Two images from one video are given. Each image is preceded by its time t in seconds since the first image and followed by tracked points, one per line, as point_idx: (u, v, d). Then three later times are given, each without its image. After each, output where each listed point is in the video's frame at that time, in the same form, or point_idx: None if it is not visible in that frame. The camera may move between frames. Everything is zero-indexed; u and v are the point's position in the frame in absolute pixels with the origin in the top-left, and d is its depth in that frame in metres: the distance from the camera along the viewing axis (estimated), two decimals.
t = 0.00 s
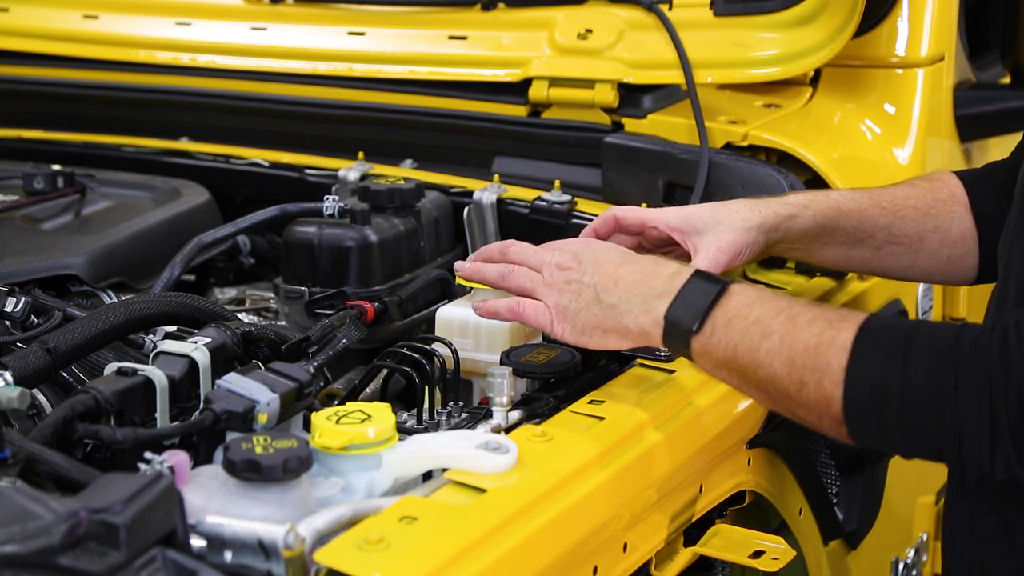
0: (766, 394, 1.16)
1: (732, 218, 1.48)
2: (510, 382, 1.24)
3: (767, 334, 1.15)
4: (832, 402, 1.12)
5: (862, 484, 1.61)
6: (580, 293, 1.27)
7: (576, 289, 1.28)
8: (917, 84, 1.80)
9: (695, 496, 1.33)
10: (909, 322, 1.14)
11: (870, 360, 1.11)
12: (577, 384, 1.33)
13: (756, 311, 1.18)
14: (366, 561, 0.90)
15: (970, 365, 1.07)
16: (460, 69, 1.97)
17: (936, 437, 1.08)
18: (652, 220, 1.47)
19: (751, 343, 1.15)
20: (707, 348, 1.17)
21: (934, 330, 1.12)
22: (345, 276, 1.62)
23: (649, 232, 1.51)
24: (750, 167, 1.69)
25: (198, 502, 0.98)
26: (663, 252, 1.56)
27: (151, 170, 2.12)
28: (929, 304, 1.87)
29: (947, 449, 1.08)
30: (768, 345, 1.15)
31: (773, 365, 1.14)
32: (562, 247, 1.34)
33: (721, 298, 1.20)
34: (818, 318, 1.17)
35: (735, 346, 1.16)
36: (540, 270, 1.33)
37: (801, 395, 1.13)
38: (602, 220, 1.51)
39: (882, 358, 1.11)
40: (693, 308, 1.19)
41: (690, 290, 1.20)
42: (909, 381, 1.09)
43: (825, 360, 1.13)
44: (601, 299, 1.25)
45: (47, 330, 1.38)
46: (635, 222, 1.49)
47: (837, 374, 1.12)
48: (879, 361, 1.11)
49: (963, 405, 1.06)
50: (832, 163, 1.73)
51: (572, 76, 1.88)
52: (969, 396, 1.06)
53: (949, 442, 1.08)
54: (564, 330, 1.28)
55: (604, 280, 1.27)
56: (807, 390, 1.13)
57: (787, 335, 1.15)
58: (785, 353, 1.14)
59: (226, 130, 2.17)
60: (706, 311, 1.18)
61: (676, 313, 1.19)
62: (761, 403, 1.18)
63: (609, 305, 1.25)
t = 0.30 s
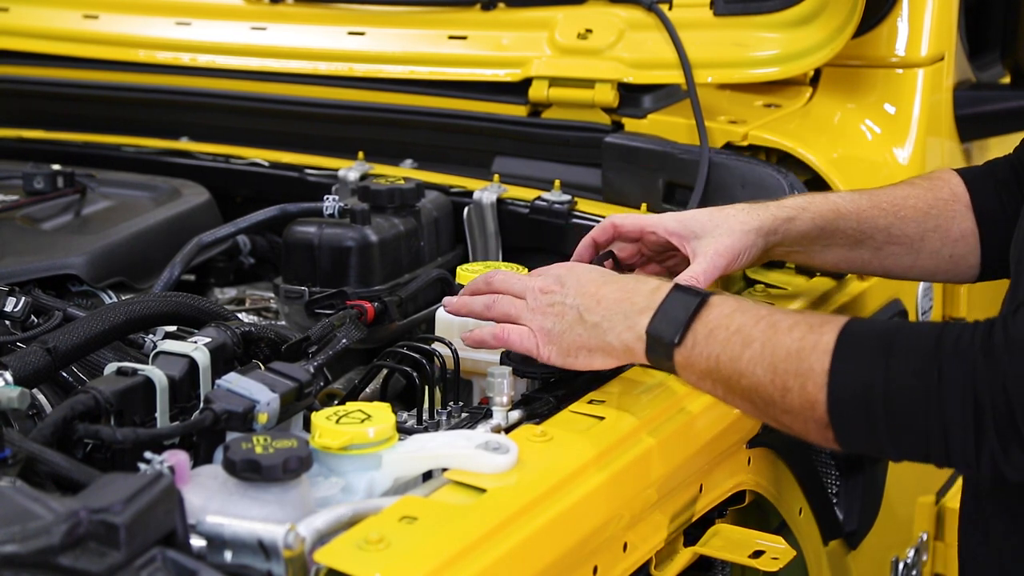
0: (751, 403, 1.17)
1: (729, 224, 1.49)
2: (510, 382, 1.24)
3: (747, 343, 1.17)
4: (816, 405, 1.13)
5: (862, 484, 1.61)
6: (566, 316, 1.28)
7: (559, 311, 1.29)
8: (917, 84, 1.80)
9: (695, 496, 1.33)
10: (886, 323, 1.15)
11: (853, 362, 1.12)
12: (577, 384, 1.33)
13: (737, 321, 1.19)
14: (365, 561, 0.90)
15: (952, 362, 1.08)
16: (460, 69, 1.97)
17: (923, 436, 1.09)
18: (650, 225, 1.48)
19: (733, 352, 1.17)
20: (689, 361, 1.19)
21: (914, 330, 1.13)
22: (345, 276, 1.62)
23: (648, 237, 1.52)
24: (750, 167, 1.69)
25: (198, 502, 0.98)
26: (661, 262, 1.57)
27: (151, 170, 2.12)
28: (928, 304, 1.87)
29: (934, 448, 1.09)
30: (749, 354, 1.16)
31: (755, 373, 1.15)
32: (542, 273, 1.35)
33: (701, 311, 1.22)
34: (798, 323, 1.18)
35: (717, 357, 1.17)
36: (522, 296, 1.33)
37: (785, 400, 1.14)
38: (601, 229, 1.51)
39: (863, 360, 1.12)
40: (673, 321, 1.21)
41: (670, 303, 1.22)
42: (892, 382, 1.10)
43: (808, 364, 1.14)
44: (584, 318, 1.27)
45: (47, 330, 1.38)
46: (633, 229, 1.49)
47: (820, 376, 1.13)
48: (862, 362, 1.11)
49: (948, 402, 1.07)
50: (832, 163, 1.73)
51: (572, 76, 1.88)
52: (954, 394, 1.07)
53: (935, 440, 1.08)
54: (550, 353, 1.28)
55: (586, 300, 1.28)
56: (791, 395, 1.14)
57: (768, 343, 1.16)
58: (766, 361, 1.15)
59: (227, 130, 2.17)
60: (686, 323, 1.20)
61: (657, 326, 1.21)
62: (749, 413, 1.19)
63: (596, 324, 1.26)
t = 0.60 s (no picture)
0: (704, 381, 1.14)
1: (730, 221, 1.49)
2: (510, 382, 1.24)
3: (699, 320, 1.15)
4: (767, 377, 1.10)
5: (862, 484, 1.61)
6: (526, 304, 1.28)
7: (519, 299, 1.29)
8: (917, 84, 1.80)
9: (695, 496, 1.33)
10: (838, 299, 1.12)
11: (802, 333, 1.09)
12: (577, 384, 1.33)
13: (690, 299, 1.18)
14: (366, 561, 0.90)
15: (901, 334, 1.05)
16: (460, 69, 1.97)
17: (872, 412, 1.06)
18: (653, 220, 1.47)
19: (684, 330, 1.15)
20: (642, 342, 1.18)
21: (864, 304, 1.10)
22: (345, 276, 1.62)
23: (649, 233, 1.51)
24: (750, 167, 1.68)
25: (198, 502, 0.98)
26: (662, 253, 1.56)
27: (151, 170, 2.12)
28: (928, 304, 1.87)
29: (883, 422, 1.06)
30: (700, 330, 1.14)
31: (706, 348, 1.13)
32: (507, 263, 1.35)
33: (654, 292, 1.20)
34: (750, 298, 1.15)
35: (669, 336, 1.16)
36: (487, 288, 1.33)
37: (735, 372, 1.11)
38: (603, 220, 1.51)
39: (812, 333, 1.09)
40: (627, 303, 1.19)
41: (624, 284, 1.21)
42: (840, 356, 1.07)
43: (760, 336, 1.11)
44: (543, 305, 1.26)
45: (47, 330, 1.38)
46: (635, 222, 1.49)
47: (771, 348, 1.10)
48: (811, 336, 1.09)
49: (897, 375, 1.04)
50: (832, 163, 1.73)
51: (572, 76, 1.88)
52: (903, 367, 1.04)
53: (886, 415, 1.05)
54: (513, 342, 1.28)
55: (545, 286, 1.27)
56: (742, 368, 1.11)
57: (719, 318, 1.14)
58: (716, 335, 1.13)
59: (227, 130, 2.17)
60: (639, 305, 1.19)
61: (611, 309, 1.20)
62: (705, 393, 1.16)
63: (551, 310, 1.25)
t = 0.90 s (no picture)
0: (625, 319, 1.15)
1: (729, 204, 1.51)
2: (510, 382, 1.23)
3: (620, 258, 1.14)
4: (682, 310, 1.10)
5: (862, 484, 1.61)
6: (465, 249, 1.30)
7: (458, 246, 1.32)
8: (917, 84, 1.80)
9: (695, 496, 1.33)
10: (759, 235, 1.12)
11: (718, 270, 1.09)
12: (578, 384, 1.33)
13: (613, 240, 1.17)
14: (365, 560, 0.90)
15: (813, 269, 1.05)
16: (460, 69, 1.97)
17: (778, 344, 1.06)
18: (656, 202, 1.48)
19: (604, 270, 1.15)
20: (565, 283, 1.17)
21: (779, 241, 1.09)
22: (345, 276, 1.62)
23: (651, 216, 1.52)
24: (750, 167, 1.68)
25: (198, 502, 0.98)
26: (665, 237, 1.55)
27: (151, 170, 2.12)
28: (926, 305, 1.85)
29: (787, 354, 1.07)
30: (620, 269, 1.14)
31: (625, 285, 1.13)
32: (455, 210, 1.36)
33: (578, 235, 1.19)
34: (670, 236, 1.15)
35: (591, 276, 1.16)
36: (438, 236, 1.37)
37: (651, 305, 1.12)
38: (606, 203, 1.50)
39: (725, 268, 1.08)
40: (550, 247, 1.19)
41: (547, 229, 1.20)
42: (751, 289, 1.07)
43: (677, 270, 1.11)
44: (476, 251, 1.28)
45: (47, 330, 1.38)
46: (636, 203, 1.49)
47: (688, 280, 1.10)
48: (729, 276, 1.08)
49: (803, 307, 1.04)
50: (832, 163, 1.73)
51: (572, 76, 1.88)
52: (811, 300, 1.04)
53: (792, 346, 1.06)
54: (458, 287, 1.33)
55: (477, 233, 1.28)
56: (658, 301, 1.11)
57: (637, 256, 1.14)
58: (635, 271, 1.13)
59: (226, 130, 2.17)
60: (562, 249, 1.18)
61: (535, 253, 1.19)
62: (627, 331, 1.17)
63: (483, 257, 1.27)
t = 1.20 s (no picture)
0: (568, 254, 1.23)
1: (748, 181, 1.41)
2: (510, 382, 1.23)
3: (566, 195, 1.24)
4: (613, 242, 1.18)
5: (862, 484, 1.61)
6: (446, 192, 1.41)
7: (440, 190, 1.43)
8: (917, 84, 1.81)
9: (695, 496, 1.33)
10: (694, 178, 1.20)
11: (646, 205, 1.17)
12: (577, 384, 1.33)
13: (565, 181, 1.26)
14: (366, 561, 0.90)
15: (729, 204, 1.13)
16: (460, 69, 1.97)
17: (693, 272, 1.14)
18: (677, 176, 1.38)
19: (552, 206, 1.24)
20: (519, 217, 1.27)
21: (707, 179, 1.17)
22: (345, 276, 1.63)
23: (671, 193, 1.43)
24: (750, 167, 1.68)
25: (198, 502, 0.98)
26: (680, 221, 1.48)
27: (151, 170, 2.12)
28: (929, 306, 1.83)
29: (697, 281, 1.14)
30: (565, 204, 1.23)
31: (567, 219, 1.22)
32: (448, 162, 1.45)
33: (535, 176, 1.29)
34: (614, 178, 1.24)
35: (541, 212, 1.25)
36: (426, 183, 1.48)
37: (588, 238, 1.20)
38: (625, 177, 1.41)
39: (653, 204, 1.16)
40: (508, 185, 1.29)
41: (510, 169, 1.31)
42: (675, 221, 1.15)
43: (612, 205, 1.19)
44: (453, 193, 1.39)
45: (47, 330, 1.38)
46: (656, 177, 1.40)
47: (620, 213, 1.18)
48: (656, 211, 1.16)
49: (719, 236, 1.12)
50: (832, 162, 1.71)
51: (572, 76, 1.88)
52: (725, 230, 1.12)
53: (706, 277, 1.13)
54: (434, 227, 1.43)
55: (458, 178, 1.40)
56: (593, 234, 1.19)
57: (581, 192, 1.23)
58: (577, 207, 1.22)
59: (226, 130, 2.17)
60: (519, 188, 1.28)
61: (495, 190, 1.29)
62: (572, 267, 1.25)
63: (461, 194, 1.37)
